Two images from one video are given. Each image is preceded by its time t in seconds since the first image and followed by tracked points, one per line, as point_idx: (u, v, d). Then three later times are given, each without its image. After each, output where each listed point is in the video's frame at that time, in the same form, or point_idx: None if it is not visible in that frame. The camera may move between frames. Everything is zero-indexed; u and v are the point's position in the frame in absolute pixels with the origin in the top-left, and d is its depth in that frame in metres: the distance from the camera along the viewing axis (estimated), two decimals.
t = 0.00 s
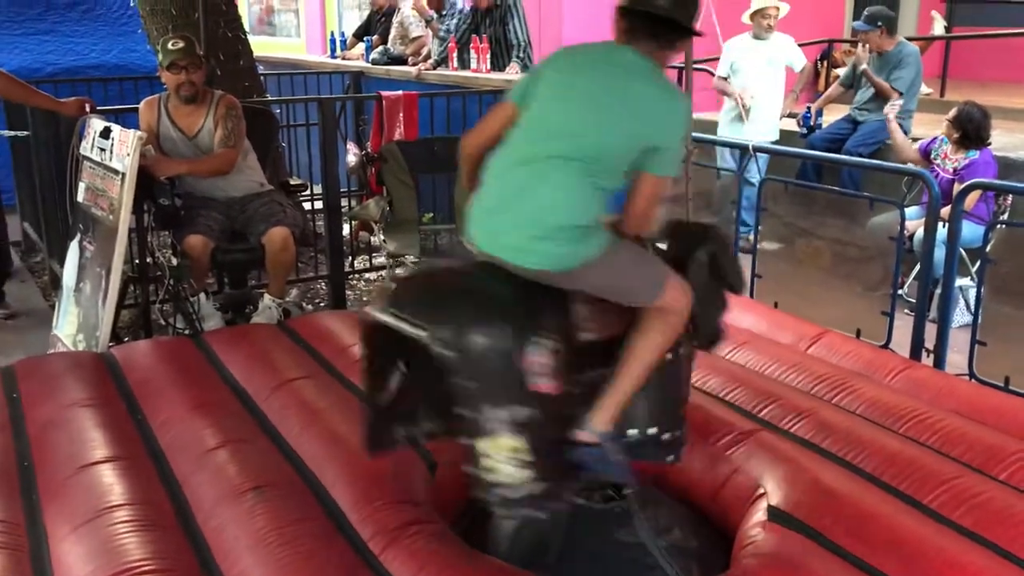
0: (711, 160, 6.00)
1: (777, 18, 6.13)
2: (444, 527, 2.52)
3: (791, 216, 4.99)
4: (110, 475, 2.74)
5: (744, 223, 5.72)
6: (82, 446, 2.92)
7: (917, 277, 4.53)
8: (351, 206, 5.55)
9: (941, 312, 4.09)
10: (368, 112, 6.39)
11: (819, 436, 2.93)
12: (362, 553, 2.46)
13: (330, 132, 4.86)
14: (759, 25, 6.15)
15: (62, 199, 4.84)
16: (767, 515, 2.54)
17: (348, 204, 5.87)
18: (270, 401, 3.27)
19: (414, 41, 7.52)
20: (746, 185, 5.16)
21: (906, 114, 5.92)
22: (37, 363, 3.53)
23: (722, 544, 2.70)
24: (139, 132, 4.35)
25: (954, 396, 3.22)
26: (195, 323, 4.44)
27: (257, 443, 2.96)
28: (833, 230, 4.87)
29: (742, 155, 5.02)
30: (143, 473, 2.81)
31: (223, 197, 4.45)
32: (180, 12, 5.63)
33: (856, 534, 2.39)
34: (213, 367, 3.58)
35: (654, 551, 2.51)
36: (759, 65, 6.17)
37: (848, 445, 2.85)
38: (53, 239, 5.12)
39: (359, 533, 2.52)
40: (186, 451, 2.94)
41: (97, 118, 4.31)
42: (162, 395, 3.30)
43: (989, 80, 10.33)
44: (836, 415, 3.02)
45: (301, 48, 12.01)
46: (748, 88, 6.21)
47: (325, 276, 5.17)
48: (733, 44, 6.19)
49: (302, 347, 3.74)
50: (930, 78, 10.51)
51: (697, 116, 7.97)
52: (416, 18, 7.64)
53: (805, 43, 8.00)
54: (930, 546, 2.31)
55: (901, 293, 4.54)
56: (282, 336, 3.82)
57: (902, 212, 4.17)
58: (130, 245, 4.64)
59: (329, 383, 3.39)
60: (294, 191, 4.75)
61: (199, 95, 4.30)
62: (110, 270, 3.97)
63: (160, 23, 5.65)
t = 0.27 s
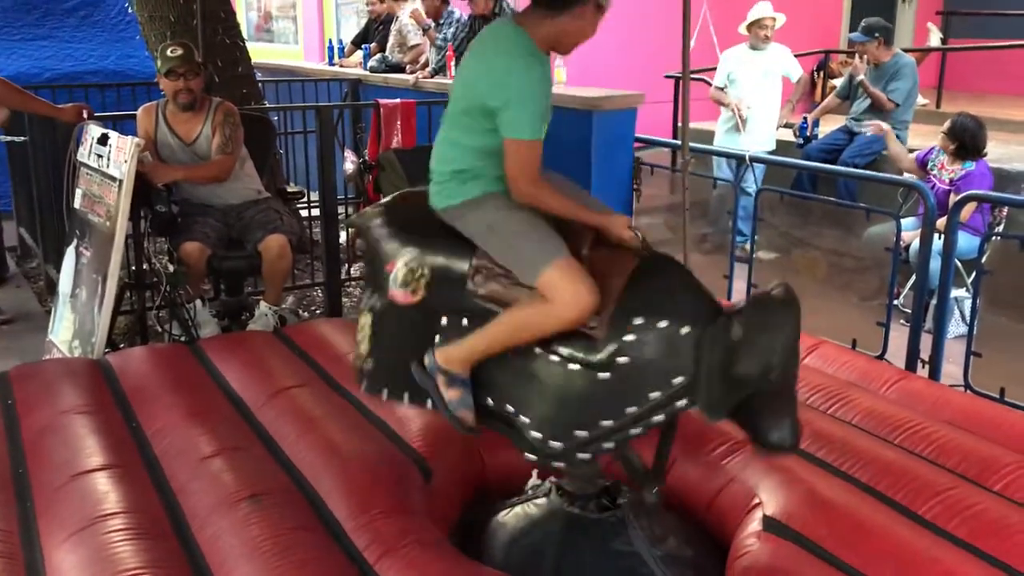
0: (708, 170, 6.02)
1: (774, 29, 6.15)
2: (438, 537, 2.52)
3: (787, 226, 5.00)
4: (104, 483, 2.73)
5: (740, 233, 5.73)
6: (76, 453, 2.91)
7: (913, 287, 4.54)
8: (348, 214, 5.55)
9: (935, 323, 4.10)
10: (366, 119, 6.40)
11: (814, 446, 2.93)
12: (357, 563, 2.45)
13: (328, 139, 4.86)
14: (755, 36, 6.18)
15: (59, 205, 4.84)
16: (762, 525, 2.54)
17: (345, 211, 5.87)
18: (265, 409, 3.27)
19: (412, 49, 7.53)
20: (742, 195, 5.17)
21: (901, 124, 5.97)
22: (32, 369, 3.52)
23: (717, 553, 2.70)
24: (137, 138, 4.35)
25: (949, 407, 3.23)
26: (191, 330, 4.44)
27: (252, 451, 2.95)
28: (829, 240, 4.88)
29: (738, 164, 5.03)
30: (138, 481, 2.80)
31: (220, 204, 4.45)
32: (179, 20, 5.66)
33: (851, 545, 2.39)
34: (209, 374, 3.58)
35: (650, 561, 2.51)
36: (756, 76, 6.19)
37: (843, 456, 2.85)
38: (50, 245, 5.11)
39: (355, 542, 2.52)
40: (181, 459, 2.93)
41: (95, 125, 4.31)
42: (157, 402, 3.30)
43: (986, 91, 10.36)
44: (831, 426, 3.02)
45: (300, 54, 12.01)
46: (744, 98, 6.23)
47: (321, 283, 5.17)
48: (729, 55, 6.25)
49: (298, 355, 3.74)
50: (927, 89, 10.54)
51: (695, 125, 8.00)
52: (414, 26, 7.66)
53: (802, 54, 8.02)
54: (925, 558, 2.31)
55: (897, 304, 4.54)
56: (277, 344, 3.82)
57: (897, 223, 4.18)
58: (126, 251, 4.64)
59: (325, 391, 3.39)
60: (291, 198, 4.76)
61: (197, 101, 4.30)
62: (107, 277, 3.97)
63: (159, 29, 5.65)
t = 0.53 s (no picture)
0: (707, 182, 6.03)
1: (772, 41, 6.18)
2: (439, 548, 2.51)
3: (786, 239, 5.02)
4: (104, 492, 2.73)
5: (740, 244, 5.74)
6: (76, 462, 2.91)
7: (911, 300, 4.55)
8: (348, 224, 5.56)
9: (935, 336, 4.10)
10: (367, 130, 6.42)
11: (814, 459, 2.93)
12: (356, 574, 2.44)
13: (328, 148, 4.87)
14: (754, 48, 6.20)
15: (59, 214, 4.85)
16: (763, 538, 2.54)
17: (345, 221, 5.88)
18: (265, 419, 3.26)
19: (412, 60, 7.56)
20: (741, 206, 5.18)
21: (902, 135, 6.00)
22: (31, 378, 3.52)
23: (718, 566, 2.69)
24: (137, 147, 4.35)
25: (949, 420, 3.23)
26: (190, 339, 4.44)
27: (251, 461, 2.95)
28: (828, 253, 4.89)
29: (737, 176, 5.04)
30: (137, 490, 2.80)
31: (220, 213, 4.45)
32: (180, 30, 5.67)
33: (852, 558, 2.39)
34: (208, 384, 3.57)
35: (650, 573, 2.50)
36: (755, 88, 6.21)
37: (844, 469, 2.85)
38: (49, 253, 5.11)
39: (355, 552, 2.51)
40: (181, 468, 2.93)
41: (96, 133, 4.31)
42: (157, 411, 3.30)
43: (984, 104, 10.39)
44: (831, 438, 3.02)
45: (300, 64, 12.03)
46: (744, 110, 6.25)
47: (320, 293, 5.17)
48: (728, 67, 6.26)
49: (298, 365, 3.74)
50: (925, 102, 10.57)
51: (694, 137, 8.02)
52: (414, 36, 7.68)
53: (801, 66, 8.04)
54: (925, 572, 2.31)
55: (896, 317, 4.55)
56: (277, 353, 3.82)
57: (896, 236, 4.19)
58: (126, 260, 4.65)
59: (325, 401, 3.39)
60: (291, 208, 4.76)
61: (198, 110, 4.31)
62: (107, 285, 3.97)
63: (160, 38, 5.67)
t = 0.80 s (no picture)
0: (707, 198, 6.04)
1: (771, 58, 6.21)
2: (439, 565, 2.51)
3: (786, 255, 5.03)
4: (104, 509, 2.72)
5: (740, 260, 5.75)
6: (75, 479, 2.90)
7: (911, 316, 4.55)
8: (348, 240, 5.57)
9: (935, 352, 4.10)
10: (368, 147, 6.45)
11: (816, 475, 2.93)
12: None
13: (329, 165, 4.89)
14: (753, 65, 6.24)
15: (60, 230, 4.86)
16: (764, 556, 2.53)
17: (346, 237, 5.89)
18: (265, 435, 3.26)
19: (413, 77, 7.59)
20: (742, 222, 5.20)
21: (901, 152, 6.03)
22: (32, 394, 3.52)
23: None
24: (139, 163, 4.37)
25: (949, 437, 3.23)
26: (190, 356, 4.44)
27: (251, 478, 2.95)
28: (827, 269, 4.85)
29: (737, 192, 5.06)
30: (137, 507, 2.79)
31: (222, 230, 4.47)
32: (182, 47, 5.71)
33: None
34: (209, 400, 3.57)
35: None
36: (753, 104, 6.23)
37: (845, 485, 2.85)
38: (50, 269, 5.12)
39: (355, 570, 2.51)
40: (181, 485, 2.92)
41: (97, 150, 4.33)
42: (157, 428, 3.29)
43: (982, 121, 10.43)
44: (832, 455, 3.02)
45: (300, 80, 12.07)
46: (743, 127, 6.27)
47: (320, 309, 5.18)
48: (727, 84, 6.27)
49: (298, 381, 3.74)
50: (923, 119, 10.61)
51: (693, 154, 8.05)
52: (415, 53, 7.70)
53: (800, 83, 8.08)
54: None
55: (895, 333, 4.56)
56: (278, 370, 3.82)
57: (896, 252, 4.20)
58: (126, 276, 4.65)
59: (325, 418, 3.39)
60: (292, 224, 4.77)
61: (200, 127, 4.33)
62: (108, 302, 3.97)
63: (161, 55, 5.69)
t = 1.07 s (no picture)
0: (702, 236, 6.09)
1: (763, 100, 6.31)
2: None
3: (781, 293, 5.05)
4: (99, 554, 2.72)
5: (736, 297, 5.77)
6: (70, 523, 2.89)
7: (905, 354, 4.57)
8: (345, 278, 5.60)
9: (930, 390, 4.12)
10: (365, 186, 6.51)
11: (811, 517, 2.93)
12: None
13: (326, 205, 4.92)
14: (746, 106, 6.33)
15: (58, 271, 4.88)
16: None
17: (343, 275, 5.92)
18: (261, 477, 3.26)
19: (410, 117, 7.67)
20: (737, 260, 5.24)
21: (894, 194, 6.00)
22: (28, 436, 3.52)
23: None
24: (138, 204, 4.39)
25: (945, 477, 3.23)
26: (187, 396, 4.44)
27: (246, 522, 2.94)
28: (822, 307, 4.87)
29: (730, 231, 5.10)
30: (132, 551, 2.79)
31: (219, 270, 4.49)
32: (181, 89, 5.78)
33: None
34: (204, 441, 3.57)
35: None
36: (747, 144, 6.30)
37: (840, 527, 2.85)
38: (48, 309, 5.13)
39: None
40: (176, 529, 2.92)
41: (96, 192, 4.36)
42: (152, 470, 3.29)
43: (974, 159, 10.53)
44: (827, 497, 3.02)
45: (298, 119, 12.17)
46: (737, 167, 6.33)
47: (316, 348, 5.19)
48: (720, 124, 6.35)
49: (294, 422, 3.74)
50: (916, 156, 10.71)
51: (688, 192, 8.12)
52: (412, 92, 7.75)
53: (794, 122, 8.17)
54: None
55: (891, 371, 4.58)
56: (274, 411, 3.83)
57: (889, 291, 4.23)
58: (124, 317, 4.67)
59: (320, 460, 3.39)
60: (289, 264, 4.79)
61: (198, 168, 4.36)
62: (105, 342, 3.99)
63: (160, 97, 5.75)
